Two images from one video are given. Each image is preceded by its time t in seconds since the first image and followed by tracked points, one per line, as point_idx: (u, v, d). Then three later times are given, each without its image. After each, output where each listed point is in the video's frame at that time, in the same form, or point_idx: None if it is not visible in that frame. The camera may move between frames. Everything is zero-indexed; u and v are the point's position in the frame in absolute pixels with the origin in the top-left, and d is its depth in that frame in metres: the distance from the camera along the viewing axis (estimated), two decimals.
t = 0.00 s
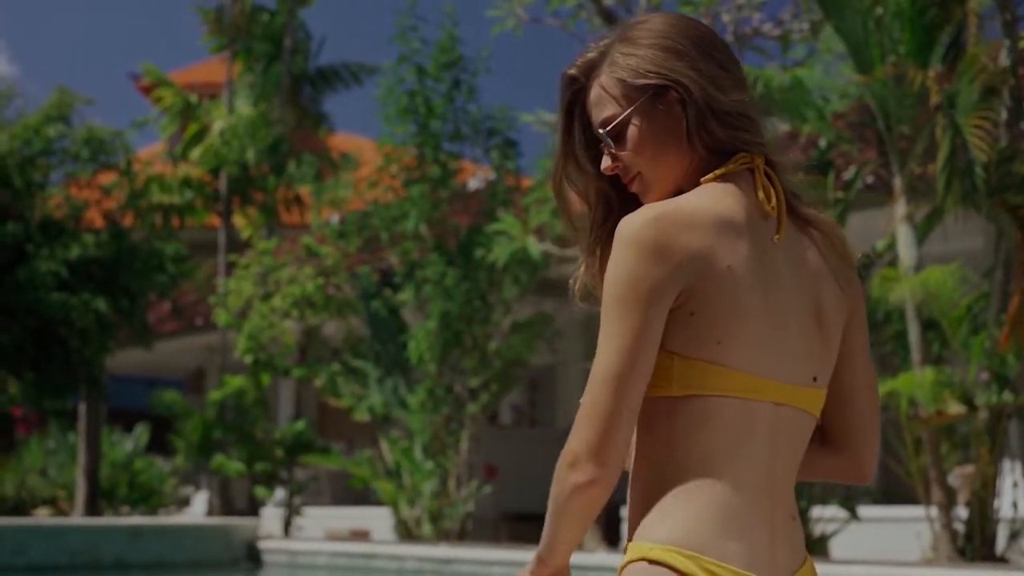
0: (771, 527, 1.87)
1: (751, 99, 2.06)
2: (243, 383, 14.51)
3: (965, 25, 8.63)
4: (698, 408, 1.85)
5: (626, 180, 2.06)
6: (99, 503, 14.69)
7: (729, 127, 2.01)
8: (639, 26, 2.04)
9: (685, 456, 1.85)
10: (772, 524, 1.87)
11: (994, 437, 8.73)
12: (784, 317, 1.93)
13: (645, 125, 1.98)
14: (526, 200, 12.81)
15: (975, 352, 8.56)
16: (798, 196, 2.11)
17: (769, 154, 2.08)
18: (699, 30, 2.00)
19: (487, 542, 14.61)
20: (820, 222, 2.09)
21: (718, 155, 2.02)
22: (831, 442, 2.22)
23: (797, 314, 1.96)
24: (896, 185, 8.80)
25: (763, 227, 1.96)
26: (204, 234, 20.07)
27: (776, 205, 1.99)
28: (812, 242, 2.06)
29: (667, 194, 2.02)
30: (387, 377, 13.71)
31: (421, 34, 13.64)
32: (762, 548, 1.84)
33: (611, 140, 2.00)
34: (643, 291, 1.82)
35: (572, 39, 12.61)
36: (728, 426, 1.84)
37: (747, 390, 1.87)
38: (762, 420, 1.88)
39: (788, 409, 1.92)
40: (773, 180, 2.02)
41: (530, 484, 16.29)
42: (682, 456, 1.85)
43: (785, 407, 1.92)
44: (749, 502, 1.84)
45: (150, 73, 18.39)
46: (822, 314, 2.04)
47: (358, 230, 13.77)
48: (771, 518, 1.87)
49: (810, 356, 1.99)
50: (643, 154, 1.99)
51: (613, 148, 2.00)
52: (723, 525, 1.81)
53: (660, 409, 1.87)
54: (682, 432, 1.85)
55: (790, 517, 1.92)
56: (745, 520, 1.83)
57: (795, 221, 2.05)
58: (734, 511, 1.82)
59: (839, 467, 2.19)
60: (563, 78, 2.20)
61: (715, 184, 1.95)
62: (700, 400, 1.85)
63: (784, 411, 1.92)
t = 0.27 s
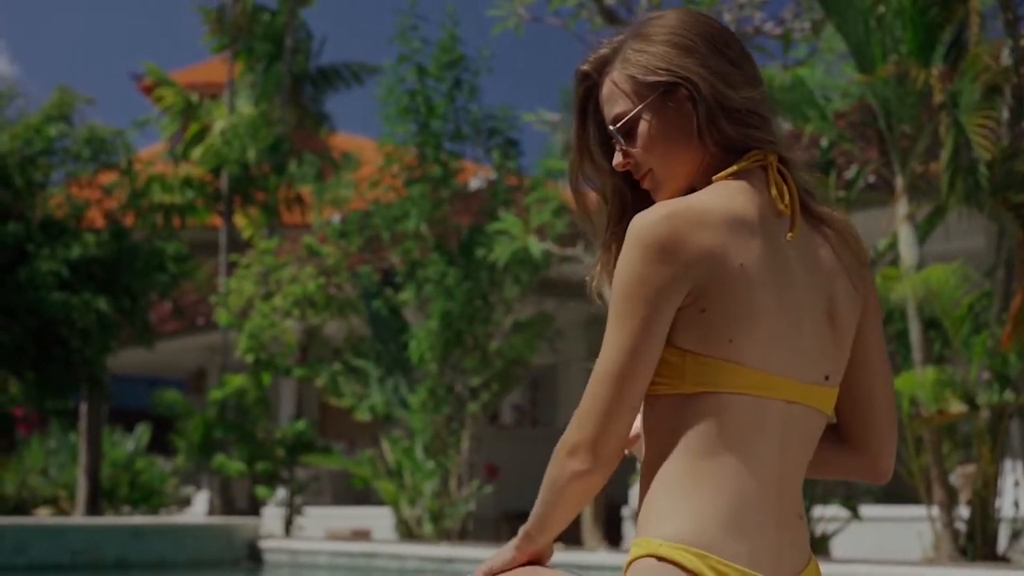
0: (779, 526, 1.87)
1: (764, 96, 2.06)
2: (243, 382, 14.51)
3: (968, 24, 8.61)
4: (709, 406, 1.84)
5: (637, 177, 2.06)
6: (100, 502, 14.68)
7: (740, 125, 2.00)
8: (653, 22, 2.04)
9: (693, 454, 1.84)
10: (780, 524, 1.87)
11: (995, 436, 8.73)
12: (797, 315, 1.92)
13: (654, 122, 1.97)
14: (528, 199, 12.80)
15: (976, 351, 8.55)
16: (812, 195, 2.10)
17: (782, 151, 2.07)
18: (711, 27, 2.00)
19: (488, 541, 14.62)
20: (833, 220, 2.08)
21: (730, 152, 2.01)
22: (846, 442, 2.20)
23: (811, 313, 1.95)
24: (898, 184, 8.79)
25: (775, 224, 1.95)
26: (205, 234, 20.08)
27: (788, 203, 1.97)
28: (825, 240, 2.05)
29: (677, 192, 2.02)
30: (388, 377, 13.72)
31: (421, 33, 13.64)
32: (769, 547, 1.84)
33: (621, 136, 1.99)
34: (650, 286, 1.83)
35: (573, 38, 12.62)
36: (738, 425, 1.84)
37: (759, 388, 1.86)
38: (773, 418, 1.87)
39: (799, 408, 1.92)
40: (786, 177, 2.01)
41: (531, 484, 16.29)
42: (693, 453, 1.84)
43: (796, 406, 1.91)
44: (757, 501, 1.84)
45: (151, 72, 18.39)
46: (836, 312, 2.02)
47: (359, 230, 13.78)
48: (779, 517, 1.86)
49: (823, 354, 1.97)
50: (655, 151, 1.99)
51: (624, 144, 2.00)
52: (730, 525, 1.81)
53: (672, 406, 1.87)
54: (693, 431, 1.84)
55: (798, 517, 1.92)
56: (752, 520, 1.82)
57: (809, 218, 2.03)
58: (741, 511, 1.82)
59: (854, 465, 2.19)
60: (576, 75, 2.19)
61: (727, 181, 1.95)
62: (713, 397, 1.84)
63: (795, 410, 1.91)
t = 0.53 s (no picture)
0: (786, 526, 1.86)
1: (773, 95, 2.05)
2: (244, 382, 14.51)
3: (968, 23, 8.60)
4: (718, 404, 1.83)
5: (645, 176, 2.07)
6: (101, 502, 14.68)
7: (746, 124, 2.01)
8: (661, 22, 2.04)
9: (703, 453, 1.83)
10: (788, 524, 1.86)
11: (995, 436, 8.74)
12: (807, 314, 1.91)
13: (660, 121, 1.98)
14: (528, 199, 12.80)
15: (976, 351, 8.55)
16: (823, 194, 2.09)
17: (790, 151, 2.07)
18: (719, 27, 2.00)
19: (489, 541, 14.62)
20: (844, 218, 2.06)
21: (737, 151, 2.01)
22: (855, 442, 2.18)
23: (821, 312, 1.95)
24: (898, 184, 8.80)
25: (784, 223, 1.94)
26: (205, 234, 20.08)
27: (798, 202, 1.96)
28: (836, 239, 2.03)
29: (685, 189, 2.02)
30: (388, 376, 13.72)
31: (421, 33, 13.65)
32: (776, 548, 1.84)
33: (628, 135, 2.00)
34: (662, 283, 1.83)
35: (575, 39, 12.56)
36: (749, 424, 1.83)
37: (771, 386, 1.85)
38: (783, 418, 1.86)
39: (809, 406, 1.91)
40: (794, 175, 2.00)
41: (531, 484, 16.29)
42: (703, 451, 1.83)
43: (805, 405, 1.90)
44: (767, 500, 1.83)
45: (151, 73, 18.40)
46: (845, 311, 2.01)
47: (359, 230, 13.80)
48: (787, 518, 1.86)
49: (833, 353, 1.96)
50: (661, 150, 2.00)
51: (630, 143, 2.01)
52: (738, 525, 1.80)
53: (681, 405, 1.86)
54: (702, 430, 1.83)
55: (805, 517, 1.91)
56: (760, 519, 1.82)
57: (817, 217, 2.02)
58: (750, 510, 1.81)
59: (864, 466, 2.17)
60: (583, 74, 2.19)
61: (734, 179, 1.95)
62: (724, 395, 1.83)
63: (804, 408, 1.90)
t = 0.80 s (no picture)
0: (797, 527, 1.85)
1: (779, 94, 2.03)
2: (244, 382, 14.46)
3: (967, 23, 8.58)
4: (733, 405, 1.81)
5: (650, 176, 2.05)
6: (101, 502, 14.68)
7: (754, 124, 1.99)
8: (666, 21, 2.02)
9: (717, 450, 1.82)
10: (798, 525, 1.85)
11: (994, 435, 8.77)
12: (821, 313, 1.90)
13: (667, 121, 1.96)
14: (528, 199, 12.80)
15: (975, 350, 8.56)
16: (830, 194, 2.07)
17: (797, 150, 2.05)
18: (724, 26, 1.98)
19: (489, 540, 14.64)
20: (851, 217, 2.04)
21: (745, 150, 1.99)
22: (862, 442, 2.18)
23: (833, 311, 1.93)
24: (897, 183, 8.81)
25: (796, 221, 1.92)
26: (205, 234, 20.10)
27: (808, 200, 1.95)
28: (845, 237, 2.02)
29: (691, 190, 2.00)
30: (388, 376, 13.73)
31: (420, 33, 13.67)
32: (784, 549, 1.83)
33: (634, 135, 1.98)
34: (684, 279, 1.78)
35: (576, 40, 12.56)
36: (765, 422, 1.81)
37: (785, 385, 1.83)
38: (798, 420, 1.84)
39: (821, 405, 1.89)
40: (803, 175, 1.99)
41: (531, 484, 16.31)
42: (717, 448, 1.81)
43: (818, 403, 1.88)
44: (780, 500, 1.82)
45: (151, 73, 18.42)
46: (855, 311, 2.00)
47: (359, 230, 13.84)
48: (798, 519, 1.85)
49: (844, 352, 1.94)
50: (666, 151, 1.97)
51: (636, 143, 1.98)
52: (750, 524, 1.79)
53: (693, 404, 1.85)
54: (716, 430, 1.81)
55: (816, 518, 1.90)
56: (771, 521, 1.81)
57: (826, 216, 2.00)
58: (763, 510, 1.80)
59: (870, 465, 2.17)
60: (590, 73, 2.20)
61: (744, 178, 1.92)
62: (739, 394, 1.81)
63: (817, 408, 1.88)
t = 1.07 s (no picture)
0: (803, 529, 1.85)
1: (786, 95, 2.04)
2: (243, 382, 14.35)
3: (966, 24, 8.57)
4: (744, 405, 1.82)
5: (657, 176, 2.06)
6: (101, 502, 14.68)
7: (762, 124, 1.99)
8: (674, 20, 2.03)
9: (728, 449, 1.83)
10: (805, 525, 1.86)
11: (993, 434, 8.78)
12: (831, 313, 1.90)
13: (673, 120, 1.97)
14: (528, 199, 12.81)
15: (975, 350, 8.56)
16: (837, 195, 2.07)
17: (807, 151, 2.04)
18: (732, 26, 1.99)
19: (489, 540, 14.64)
20: (858, 218, 2.04)
21: (753, 150, 1.99)
22: (866, 442, 2.19)
23: (842, 311, 1.93)
24: (897, 183, 8.82)
25: (806, 222, 1.91)
26: (205, 234, 20.10)
27: (818, 199, 1.94)
28: (853, 238, 2.01)
29: (699, 189, 2.01)
30: (388, 376, 13.73)
31: (420, 32, 13.68)
32: (786, 550, 1.83)
33: (641, 134, 1.99)
34: (705, 274, 1.78)
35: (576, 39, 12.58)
36: (774, 422, 1.81)
37: (797, 385, 1.83)
38: (808, 420, 1.84)
39: (831, 405, 1.89)
40: (812, 175, 1.98)
41: (532, 484, 16.32)
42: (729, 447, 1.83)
43: (828, 404, 1.88)
44: (789, 500, 1.83)
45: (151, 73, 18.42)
46: (863, 312, 2.00)
47: (359, 230, 13.84)
48: (805, 520, 1.85)
49: (853, 352, 1.94)
50: (673, 150, 1.98)
51: (643, 142, 2.00)
52: (758, 523, 1.80)
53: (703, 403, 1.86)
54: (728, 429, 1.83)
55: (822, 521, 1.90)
56: (777, 523, 1.81)
57: (834, 216, 2.00)
58: (772, 510, 1.81)
59: (873, 466, 2.18)
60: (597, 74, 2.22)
61: (754, 177, 1.92)
62: (749, 394, 1.82)
63: (826, 409, 1.88)
